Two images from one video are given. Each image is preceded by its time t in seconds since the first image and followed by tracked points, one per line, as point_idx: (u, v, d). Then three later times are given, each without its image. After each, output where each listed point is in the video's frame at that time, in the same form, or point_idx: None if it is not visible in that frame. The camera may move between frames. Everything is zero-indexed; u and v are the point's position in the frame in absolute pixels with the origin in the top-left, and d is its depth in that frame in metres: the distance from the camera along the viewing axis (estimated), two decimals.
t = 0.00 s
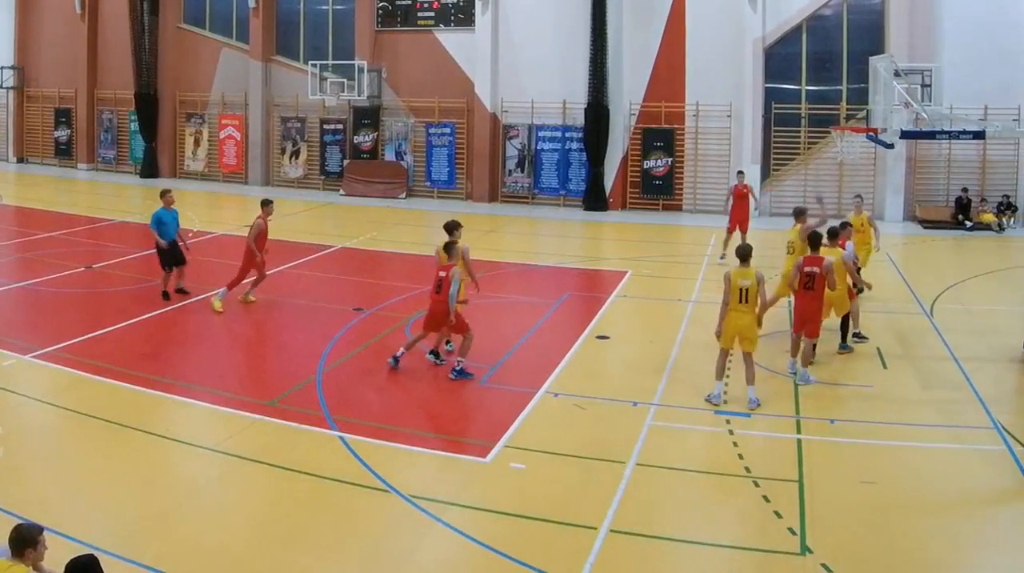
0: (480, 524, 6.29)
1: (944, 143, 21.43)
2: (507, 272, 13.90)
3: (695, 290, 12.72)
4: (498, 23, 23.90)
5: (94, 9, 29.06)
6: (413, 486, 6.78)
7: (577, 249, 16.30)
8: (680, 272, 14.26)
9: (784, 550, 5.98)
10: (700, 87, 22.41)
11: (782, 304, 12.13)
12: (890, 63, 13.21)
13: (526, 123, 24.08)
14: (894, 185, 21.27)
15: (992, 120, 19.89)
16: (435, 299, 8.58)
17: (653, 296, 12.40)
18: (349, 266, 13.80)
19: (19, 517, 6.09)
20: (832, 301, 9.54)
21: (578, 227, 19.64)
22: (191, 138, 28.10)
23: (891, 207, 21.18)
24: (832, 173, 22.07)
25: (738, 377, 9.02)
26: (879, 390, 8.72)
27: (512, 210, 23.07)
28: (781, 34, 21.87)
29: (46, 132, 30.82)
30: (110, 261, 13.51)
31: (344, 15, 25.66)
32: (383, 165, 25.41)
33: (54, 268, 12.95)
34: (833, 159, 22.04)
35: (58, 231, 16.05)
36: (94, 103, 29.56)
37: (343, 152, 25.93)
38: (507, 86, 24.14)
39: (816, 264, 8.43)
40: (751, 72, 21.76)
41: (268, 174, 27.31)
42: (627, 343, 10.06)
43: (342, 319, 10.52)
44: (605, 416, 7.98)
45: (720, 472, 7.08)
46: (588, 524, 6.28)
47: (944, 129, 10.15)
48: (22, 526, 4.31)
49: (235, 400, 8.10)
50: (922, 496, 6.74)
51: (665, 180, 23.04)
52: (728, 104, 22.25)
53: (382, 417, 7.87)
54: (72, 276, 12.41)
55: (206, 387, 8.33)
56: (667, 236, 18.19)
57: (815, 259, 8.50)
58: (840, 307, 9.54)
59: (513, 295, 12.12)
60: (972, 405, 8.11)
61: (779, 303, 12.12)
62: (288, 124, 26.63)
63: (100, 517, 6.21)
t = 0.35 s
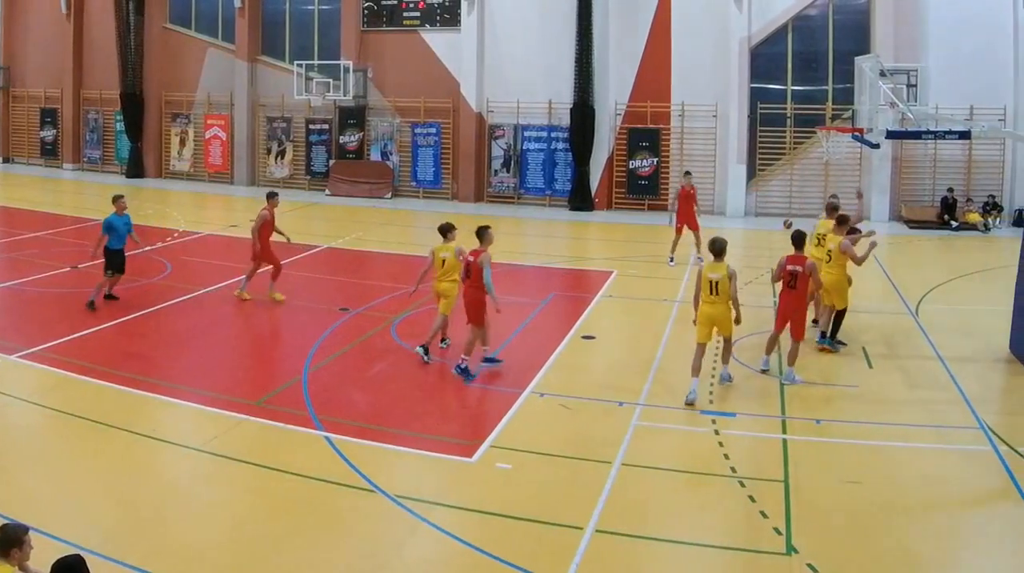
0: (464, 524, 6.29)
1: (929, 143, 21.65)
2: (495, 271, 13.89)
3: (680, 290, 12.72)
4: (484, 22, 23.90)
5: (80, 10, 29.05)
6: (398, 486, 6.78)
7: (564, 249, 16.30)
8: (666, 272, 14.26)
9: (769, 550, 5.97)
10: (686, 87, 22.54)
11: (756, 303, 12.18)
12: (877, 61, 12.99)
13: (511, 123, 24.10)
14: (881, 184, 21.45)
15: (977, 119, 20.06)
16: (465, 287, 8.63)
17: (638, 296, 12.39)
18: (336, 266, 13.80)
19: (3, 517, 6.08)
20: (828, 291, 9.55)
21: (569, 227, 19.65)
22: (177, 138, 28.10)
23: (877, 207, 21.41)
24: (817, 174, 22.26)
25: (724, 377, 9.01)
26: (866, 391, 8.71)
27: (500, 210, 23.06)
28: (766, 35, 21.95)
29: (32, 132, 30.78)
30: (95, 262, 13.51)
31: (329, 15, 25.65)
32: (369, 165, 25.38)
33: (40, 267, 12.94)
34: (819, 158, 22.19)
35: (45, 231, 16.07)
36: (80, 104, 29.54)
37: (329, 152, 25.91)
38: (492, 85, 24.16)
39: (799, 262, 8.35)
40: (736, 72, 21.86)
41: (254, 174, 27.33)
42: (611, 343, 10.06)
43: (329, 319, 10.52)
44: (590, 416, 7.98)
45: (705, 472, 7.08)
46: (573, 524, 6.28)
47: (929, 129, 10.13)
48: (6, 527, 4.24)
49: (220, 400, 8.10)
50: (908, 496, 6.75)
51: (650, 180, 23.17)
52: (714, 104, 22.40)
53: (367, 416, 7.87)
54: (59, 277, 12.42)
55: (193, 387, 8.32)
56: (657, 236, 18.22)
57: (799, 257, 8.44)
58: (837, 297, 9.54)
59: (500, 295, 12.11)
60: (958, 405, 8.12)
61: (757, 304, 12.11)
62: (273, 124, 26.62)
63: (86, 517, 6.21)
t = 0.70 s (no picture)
0: (451, 523, 6.29)
1: (915, 143, 21.68)
2: (482, 272, 13.86)
3: (666, 290, 12.72)
4: (470, 22, 23.94)
5: (65, 10, 29.02)
6: (384, 486, 6.78)
7: (550, 249, 16.30)
8: (651, 272, 14.26)
9: (755, 550, 5.97)
10: (672, 87, 22.60)
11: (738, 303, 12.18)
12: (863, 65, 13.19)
13: (497, 123, 24.13)
14: (868, 184, 21.26)
15: (962, 119, 20.13)
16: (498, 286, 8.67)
17: (624, 296, 12.40)
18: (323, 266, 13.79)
19: None
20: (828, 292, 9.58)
21: (559, 226, 19.65)
22: (163, 138, 28.06)
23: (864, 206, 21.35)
24: (803, 173, 22.26)
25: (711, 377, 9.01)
26: (851, 390, 8.71)
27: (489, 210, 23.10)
28: (752, 35, 22.01)
29: (18, 132, 30.73)
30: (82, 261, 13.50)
31: (316, 15, 25.68)
32: (355, 165, 25.32)
33: (25, 267, 12.92)
34: (806, 158, 22.20)
35: (30, 231, 16.05)
36: (66, 104, 29.51)
37: (314, 152, 25.91)
38: (478, 86, 24.18)
39: (789, 270, 8.31)
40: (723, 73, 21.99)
41: (239, 175, 27.32)
42: (597, 343, 10.06)
43: (315, 319, 10.51)
44: (576, 416, 7.98)
45: (691, 472, 7.08)
46: (559, 524, 6.28)
47: (915, 129, 10.12)
48: None
49: (206, 400, 8.10)
50: (895, 496, 6.75)
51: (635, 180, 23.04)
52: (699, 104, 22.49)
53: (353, 416, 7.87)
54: (45, 277, 12.41)
55: (179, 387, 8.32)
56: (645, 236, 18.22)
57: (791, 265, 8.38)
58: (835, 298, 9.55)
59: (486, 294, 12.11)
60: (944, 405, 8.12)
61: (741, 304, 12.12)
62: (259, 124, 26.62)
63: (72, 517, 6.21)
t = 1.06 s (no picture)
0: (437, 523, 6.28)
1: (903, 142, 21.65)
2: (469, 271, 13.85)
3: (653, 290, 12.73)
4: (457, 21, 23.99)
5: (53, 10, 29.05)
6: (371, 486, 6.78)
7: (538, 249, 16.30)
8: (638, 272, 14.26)
9: (742, 550, 5.97)
10: (659, 88, 22.64)
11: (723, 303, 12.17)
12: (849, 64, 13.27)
13: (484, 123, 24.16)
14: (854, 185, 21.57)
15: (949, 118, 20.22)
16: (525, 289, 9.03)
17: (611, 295, 12.40)
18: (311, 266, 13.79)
19: None
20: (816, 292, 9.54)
21: (550, 226, 19.66)
22: (150, 138, 28.02)
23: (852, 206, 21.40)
24: (790, 173, 22.28)
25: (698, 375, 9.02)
26: (839, 390, 8.71)
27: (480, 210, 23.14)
28: (739, 35, 22.06)
29: (6, 132, 30.72)
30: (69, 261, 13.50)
31: (302, 15, 25.72)
32: (343, 165, 25.31)
33: (11, 267, 12.91)
34: (792, 158, 22.23)
35: (17, 231, 16.05)
36: (53, 104, 29.53)
37: (301, 152, 25.90)
38: (465, 86, 24.24)
39: (793, 267, 8.16)
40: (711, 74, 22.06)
41: (227, 175, 27.33)
42: (583, 343, 10.07)
43: (302, 319, 10.51)
44: (563, 416, 7.98)
45: (678, 472, 7.08)
46: (546, 525, 6.28)
47: (902, 129, 10.13)
48: None
49: (193, 401, 8.09)
50: (883, 496, 6.75)
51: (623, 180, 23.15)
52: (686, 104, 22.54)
53: (340, 416, 7.87)
54: (32, 277, 12.41)
55: (166, 387, 8.32)
56: (636, 236, 18.23)
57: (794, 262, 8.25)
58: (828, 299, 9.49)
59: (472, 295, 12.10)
60: (932, 405, 8.12)
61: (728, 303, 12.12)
62: (246, 124, 26.63)
63: (58, 518, 6.20)
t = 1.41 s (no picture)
0: (422, 523, 6.28)
1: (887, 142, 21.72)
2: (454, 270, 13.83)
3: (638, 290, 12.73)
4: (443, 21, 24.00)
5: (38, 10, 29.01)
6: (356, 486, 6.78)
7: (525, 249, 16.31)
8: (624, 272, 14.26)
9: (728, 550, 5.97)
10: (645, 87, 22.67)
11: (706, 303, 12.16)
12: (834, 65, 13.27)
13: (470, 122, 24.17)
14: (839, 185, 21.46)
15: (933, 117, 20.31)
16: (519, 279, 9.13)
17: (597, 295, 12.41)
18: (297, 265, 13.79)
19: None
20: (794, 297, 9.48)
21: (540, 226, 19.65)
22: (136, 138, 28.00)
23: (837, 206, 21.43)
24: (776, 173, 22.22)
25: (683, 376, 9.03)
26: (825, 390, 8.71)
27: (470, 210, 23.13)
28: (724, 36, 22.09)
29: None
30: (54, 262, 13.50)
31: (288, 15, 25.73)
32: (328, 165, 25.33)
33: None
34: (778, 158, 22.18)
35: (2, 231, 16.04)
36: (39, 104, 29.52)
37: (287, 152, 25.92)
38: (450, 86, 24.27)
39: (780, 269, 8.16)
40: (696, 74, 22.08)
41: (213, 175, 27.32)
42: (568, 343, 10.07)
43: (288, 319, 10.52)
44: (548, 416, 7.99)
45: (664, 472, 7.08)
46: (532, 525, 6.28)
47: (888, 129, 10.06)
48: None
49: (179, 401, 8.09)
50: (869, 496, 6.75)
51: (608, 180, 23.19)
52: (673, 104, 22.57)
53: (326, 416, 7.88)
54: (18, 277, 12.40)
55: (152, 387, 8.32)
56: (625, 236, 18.26)
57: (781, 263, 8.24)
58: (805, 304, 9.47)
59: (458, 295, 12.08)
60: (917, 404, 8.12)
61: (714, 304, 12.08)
62: (232, 124, 26.65)
63: (44, 518, 6.21)
